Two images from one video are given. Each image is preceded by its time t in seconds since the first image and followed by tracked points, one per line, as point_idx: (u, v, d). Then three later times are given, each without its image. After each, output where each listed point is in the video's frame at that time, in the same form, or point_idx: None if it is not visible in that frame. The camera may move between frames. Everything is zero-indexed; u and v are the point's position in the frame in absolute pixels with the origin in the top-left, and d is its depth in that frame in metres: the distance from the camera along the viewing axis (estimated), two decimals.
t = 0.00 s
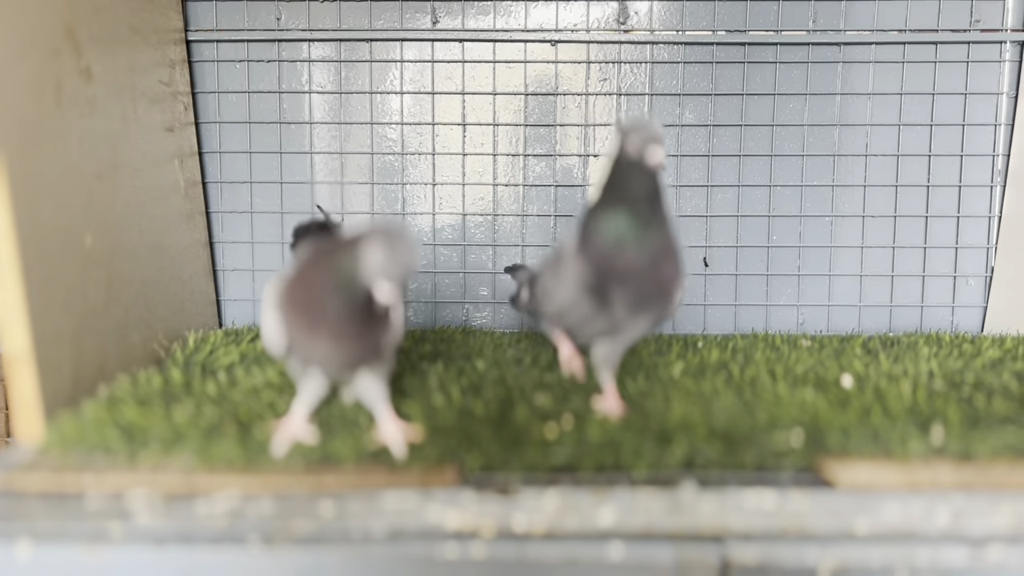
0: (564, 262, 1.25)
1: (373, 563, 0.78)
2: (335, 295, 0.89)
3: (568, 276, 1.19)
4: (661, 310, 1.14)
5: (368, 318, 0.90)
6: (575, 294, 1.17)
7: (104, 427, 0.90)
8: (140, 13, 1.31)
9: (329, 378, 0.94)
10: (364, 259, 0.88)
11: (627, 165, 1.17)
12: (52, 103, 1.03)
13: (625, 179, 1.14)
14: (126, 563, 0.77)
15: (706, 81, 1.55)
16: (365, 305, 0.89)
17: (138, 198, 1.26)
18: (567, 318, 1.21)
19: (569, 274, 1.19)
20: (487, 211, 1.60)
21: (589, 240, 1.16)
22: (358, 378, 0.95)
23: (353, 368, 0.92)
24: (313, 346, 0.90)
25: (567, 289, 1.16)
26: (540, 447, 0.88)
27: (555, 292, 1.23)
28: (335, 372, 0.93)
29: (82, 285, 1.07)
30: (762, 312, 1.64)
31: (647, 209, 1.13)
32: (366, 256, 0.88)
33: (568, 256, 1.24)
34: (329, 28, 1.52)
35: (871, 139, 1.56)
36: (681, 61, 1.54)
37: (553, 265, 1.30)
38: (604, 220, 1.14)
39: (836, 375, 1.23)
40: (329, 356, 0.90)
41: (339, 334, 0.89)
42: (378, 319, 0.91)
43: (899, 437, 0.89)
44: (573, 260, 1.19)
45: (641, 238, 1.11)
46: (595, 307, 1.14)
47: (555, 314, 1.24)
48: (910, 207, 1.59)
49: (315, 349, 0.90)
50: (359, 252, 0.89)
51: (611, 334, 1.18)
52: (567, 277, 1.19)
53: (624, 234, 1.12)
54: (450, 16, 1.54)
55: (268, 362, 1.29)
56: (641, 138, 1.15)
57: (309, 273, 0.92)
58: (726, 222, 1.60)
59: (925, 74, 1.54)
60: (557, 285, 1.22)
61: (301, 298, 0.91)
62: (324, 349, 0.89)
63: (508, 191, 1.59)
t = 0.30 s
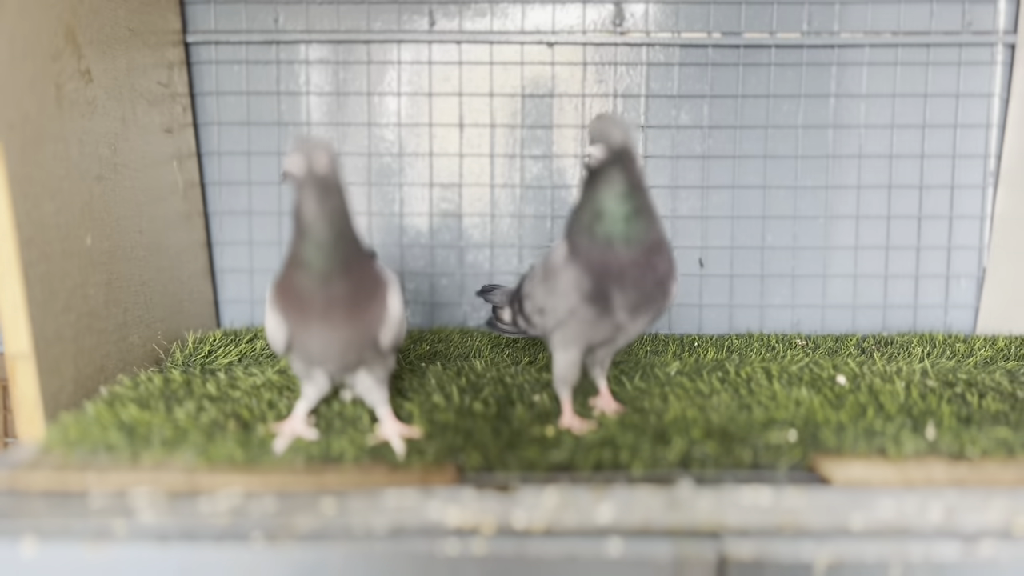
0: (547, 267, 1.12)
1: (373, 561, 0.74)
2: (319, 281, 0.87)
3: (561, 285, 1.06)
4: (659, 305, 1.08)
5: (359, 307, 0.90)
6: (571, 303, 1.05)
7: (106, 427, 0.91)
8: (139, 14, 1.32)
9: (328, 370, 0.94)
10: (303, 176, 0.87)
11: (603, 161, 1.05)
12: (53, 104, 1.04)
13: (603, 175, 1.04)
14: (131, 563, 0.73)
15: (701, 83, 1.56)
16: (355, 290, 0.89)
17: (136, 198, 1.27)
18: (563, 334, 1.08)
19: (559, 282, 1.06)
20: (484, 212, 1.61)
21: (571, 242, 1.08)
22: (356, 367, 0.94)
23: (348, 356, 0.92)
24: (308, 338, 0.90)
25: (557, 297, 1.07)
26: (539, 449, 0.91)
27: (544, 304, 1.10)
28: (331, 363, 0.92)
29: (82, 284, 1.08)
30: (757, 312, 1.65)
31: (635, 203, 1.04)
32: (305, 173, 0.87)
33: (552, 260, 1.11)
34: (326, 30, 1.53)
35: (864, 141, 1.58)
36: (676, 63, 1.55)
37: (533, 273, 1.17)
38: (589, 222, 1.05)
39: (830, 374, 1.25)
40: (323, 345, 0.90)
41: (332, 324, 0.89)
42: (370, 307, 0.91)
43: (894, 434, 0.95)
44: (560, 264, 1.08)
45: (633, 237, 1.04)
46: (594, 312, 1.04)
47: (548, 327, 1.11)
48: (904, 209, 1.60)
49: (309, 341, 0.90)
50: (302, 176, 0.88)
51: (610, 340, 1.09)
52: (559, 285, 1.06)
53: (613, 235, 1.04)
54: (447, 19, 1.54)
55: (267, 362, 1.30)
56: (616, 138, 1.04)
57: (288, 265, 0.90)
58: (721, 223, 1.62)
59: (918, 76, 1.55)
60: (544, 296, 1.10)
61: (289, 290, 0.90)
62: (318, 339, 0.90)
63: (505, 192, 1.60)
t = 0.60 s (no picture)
0: (539, 264, 1.10)
1: (381, 558, 0.73)
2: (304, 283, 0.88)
3: (551, 285, 1.05)
4: (653, 296, 1.05)
5: (344, 302, 0.90)
6: (562, 303, 1.04)
7: (116, 425, 0.93)
8: (144, 16, 1.33)
9: (332, 368, 0.95)
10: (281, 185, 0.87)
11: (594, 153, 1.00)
12: (61, 106, 1.04)
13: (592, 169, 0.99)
14: (147, 562, 0.72)
15: (701, 85, 1.57)
16: (331, 285, 0.89)
17: (141, 200, 1.28)
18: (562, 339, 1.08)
19: (549, 281, 1.05)
20: (485, 213, 1.62)
21: (559, 238, 1.05)
22: (359, 360, 0.94)
23: (342, 351, 0.92)
24: (300, 336, 0.91)
25: (551, 296, 1.05)
26: (544, 448, 0.93)
27: (538, 306, 1.09)
28: (330, 360, 0.93)
29: (88, 284, 1.08)
30: (757, 313, 1.66)
31: (627, 197, 1.00)
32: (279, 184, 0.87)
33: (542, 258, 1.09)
34: (328, 33, 1.54)
35: (862, 143, 1.59)
36: (676, 65, 1.57)
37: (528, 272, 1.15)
38: (576, 218, 1.02)
39: (830, 373, 1.26)
40: (314, 343, 0.91)
41: (320, 320, 0.89)
42: (355, 300, 0.90)
43: (895, 429, 1.00)
44: (549, 263, 1.06)
45: (622, 233, 1.00)
46: (585, 311, 1.03)
47: (545, 329, 1.11)
48: (902, 210, 1.61)
49: (302, 339, 0.91)
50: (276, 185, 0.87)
51: (608, 337, 1.08)
52: (551, 286, 1.05)
53: (598, 232, 1.00)
54: (449, 21, 1.55)
55: (272, 362, 1.31)
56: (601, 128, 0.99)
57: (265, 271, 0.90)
58: (720, 224, 1.63)
59: (916, 78, 1.57)
60: (538, 296, 1.09)
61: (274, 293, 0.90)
62: (310, 337, 0.91)
63: (506, 194, 1.61)
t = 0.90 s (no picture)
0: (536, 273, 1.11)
1: (387, 560, 0.73)
2: (304, 290, 0.89)
3: (549, 290, 1.06)
4: (652, 295, 1.05)
5: (346, 307, 0.91)
6: (563, 306, 1.04)
7: (124, 431, 0.94)
8: (148, 22, 1.34)
9: (331, 372, 0.96)
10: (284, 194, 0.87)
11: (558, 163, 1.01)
12: (68, 114, 1.06)
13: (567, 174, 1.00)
14: (155, 564, 0.72)
15: (699, 91, 1.59)
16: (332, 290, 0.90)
17: (146, 206, 1.29)
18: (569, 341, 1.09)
19: (547, 286, 1.06)
20: (486, 217, 1.64)
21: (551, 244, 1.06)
22: (356, 365, 0.96)
23: (341, 355, 0.93)
24: (300, 341, 0.92)
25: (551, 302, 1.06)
26: (546, 451, 0.95)
27: (540, 312, 1.09)
28: (329, 365, 0.94)
29: (94, 290, 1.09)
30: (755, 317, 1.68)
31: (606, 197, 1.01)
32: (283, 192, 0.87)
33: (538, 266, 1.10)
34: (329, 38, 1.55)
35: (859, 148, 1.61)
36: (674, 71, 1.58)
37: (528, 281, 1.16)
38: (562, 223, 1.03)
39: (827, 377, 1.28)
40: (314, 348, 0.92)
41: (320, 325, 0.90)
42: (355, 304, 0.91)
43: (892, 432, 1.02)
44: (545, 270, 1.07)
45: (609, 231, 1.01)
46: (585, 313, 1.04)
47: (550, 335, 1.11)
48: (899, 214, 1.63)
49: (302, 344, 0.92)
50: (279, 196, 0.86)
51: (610, 337, 1.08)
52: (549, 291, 1.06)
53: (585, 235, 1.01)
54: (449, 26, 1.57)
55: (275, 366, 1.32)
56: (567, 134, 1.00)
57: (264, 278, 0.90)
58: (718, 229, 1.65)
59: (912, 84, 1.58)
60: (539, 303, 1.09)
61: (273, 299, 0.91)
62: (310, 341, 0.92)
63: (507, 199, 1.63)
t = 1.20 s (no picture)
0: (532, 275, 1.11)
1: (385, 560, 0.75)
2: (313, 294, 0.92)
3: (550, 294, 1.06)
4: (647, 307, 1.09)
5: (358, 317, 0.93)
6: (562, 311, 1.05)
7: (125, 433, 0.96)
8: (149, 28, 1.35)
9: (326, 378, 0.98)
10: (333, 198, 0.92)
11: (580, 170, 1.05)
12: (70, 119, 1.07)
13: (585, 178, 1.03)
14: (158, 563, 0.74)
15: (695, 95, 1.60)
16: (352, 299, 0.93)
17: (147, 210, 1.30)
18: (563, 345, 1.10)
19: (548, 290, 1.06)
20: (484, 221, 1.65)
21: (555, 247, 1.07)
22: (352, 374, 0.99)
23: (344, 363, 0.96)
24: (301, 346, 0.94)
25: (548, 304, 1.06)
26: (542, 453, 0.97)
27: (536, 316, 1.09)
28: (329, 371, 0.96)
29: (95, 294, 1.10)
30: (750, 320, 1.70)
31: (616, 205, 1.04)
32: (334, 199, 0.92)
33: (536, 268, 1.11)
34: (328, 44, 1.57)
35: (853, 152, 1.63)
36: (670, 76, 1.60)
37: (520, 284, 1.16)
38: (570, 226, 1.05)
39: (820, 379, 1.30)
40: (320, 353, 0.94)
41: (322, 331, 0.92)
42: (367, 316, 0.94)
43: (883, 434, 1.04)
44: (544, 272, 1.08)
45: (616, 238, 1.04)
46: (584, 318, 1.05)
47: (543, 338, 1.11)
48: (892, 218, 1.65)
49: (302, 348, 0.94)
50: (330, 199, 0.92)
51: (604, 342, 1.10)
52: (550, 295, 1.06)
53: (593, 238, 1.03)
54: (447, 30, 1.58)
55: (275, 369, 1.33)
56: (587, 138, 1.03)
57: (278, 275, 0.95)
58: (714, 232, 1.66)
59: (906, 88, 1.60)
60: (536, 307, 1.09)
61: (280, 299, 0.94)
62: (311, 347, 0.93)
63: (505, 202, 1.64)
